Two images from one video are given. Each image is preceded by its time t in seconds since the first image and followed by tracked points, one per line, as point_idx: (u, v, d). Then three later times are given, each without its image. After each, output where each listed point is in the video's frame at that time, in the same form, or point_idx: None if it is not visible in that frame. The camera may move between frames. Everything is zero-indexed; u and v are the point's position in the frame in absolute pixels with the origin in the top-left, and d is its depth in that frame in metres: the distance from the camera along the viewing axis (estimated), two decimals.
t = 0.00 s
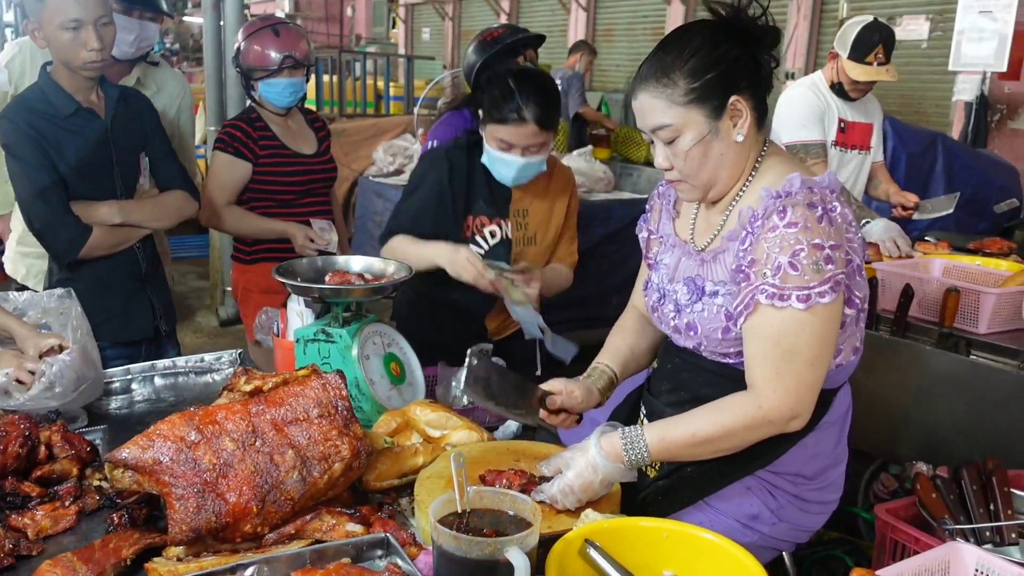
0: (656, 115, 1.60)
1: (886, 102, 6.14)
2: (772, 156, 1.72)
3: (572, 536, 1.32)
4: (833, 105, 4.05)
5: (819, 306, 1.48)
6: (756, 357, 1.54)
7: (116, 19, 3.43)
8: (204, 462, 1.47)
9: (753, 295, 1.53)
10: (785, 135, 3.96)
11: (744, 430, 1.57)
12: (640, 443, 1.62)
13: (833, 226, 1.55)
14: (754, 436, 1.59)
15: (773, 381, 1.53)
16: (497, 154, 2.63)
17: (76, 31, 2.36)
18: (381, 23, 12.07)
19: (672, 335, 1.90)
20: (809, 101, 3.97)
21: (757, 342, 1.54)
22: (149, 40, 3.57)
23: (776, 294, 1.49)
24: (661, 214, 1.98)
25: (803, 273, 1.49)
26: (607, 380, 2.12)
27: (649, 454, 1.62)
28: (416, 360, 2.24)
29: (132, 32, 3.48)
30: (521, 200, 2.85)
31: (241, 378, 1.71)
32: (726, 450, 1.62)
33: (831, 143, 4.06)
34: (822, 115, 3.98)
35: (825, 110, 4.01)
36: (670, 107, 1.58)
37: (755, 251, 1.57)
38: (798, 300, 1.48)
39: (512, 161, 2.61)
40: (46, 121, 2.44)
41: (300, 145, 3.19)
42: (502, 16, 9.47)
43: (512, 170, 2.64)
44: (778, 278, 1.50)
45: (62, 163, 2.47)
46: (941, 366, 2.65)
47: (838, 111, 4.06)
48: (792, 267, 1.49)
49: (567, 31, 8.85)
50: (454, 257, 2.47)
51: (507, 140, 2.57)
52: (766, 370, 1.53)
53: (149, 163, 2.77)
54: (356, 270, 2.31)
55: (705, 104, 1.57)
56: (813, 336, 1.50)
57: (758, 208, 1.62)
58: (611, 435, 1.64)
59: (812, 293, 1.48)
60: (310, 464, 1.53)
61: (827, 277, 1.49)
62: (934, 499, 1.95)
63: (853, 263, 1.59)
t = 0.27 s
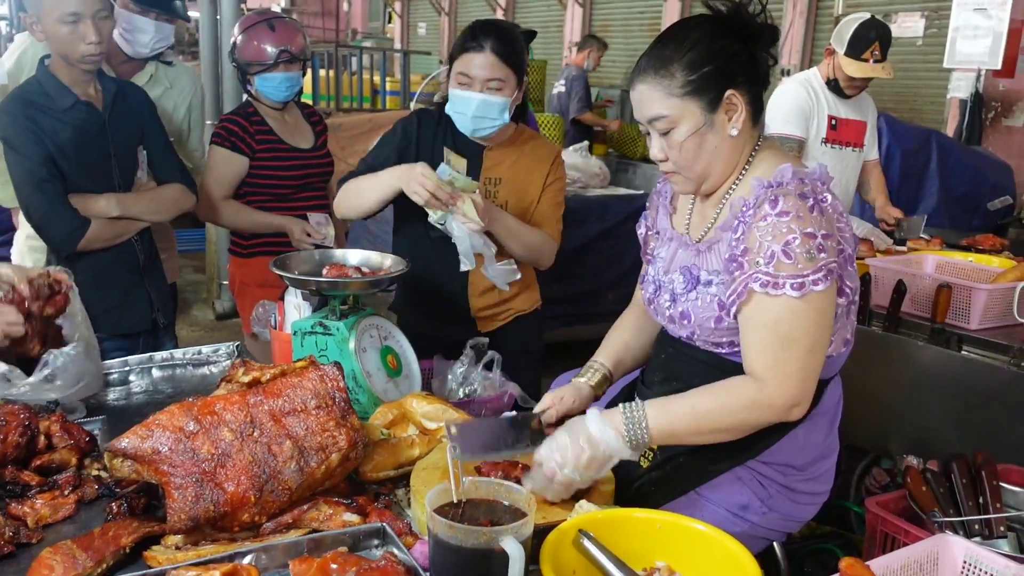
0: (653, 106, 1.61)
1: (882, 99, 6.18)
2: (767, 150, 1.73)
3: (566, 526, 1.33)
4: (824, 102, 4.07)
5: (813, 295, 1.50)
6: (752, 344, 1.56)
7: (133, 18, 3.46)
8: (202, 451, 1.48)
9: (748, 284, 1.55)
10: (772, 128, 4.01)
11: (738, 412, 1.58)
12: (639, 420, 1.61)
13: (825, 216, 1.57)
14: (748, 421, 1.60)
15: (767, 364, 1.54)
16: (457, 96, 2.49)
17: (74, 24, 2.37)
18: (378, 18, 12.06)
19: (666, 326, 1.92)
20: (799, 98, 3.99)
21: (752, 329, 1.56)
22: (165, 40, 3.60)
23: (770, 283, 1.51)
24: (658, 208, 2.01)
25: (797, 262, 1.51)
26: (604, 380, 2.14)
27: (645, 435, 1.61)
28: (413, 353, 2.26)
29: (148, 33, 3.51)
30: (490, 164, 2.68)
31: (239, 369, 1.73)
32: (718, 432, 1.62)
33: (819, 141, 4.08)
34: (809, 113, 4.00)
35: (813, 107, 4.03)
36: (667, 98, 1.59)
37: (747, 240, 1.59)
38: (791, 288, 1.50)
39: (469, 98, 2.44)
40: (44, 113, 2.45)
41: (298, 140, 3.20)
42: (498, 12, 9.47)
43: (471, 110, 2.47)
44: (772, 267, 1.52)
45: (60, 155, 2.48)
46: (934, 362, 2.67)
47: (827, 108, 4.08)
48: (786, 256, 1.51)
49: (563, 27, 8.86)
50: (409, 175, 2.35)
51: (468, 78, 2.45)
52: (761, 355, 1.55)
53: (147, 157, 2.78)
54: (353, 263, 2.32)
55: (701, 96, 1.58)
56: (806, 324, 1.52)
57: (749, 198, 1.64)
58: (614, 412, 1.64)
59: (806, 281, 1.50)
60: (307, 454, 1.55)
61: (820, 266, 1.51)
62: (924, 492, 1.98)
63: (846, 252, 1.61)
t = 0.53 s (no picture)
0: (649, 95, 1.66)
1: (885, 97, 6.18)
2: (761, 152, 1.74)
3: (560, 521, 1.35)
4: (819, 102, 4.07)
5: (745, 291, 1.51)
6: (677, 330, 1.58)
7: (145, 21, 3.46)
8: (202, 445, 1.50)
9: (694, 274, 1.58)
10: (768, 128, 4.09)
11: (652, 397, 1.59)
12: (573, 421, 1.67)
13: (785, 221, 1.57)
14: (662, 410, 1.59)
15: (677, 348, 1.55)
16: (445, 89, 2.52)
17: (78, 21, 2.38)
18: (381, 13, 12.06)
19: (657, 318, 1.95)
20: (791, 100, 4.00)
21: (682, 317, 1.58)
22: (176, 43, 3.60)
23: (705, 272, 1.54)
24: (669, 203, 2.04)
25: (734, 258, 1.52)
26: (621, 361, 2.26)
27: (577, 445, 1.63)
28: (412, 350, 2.27)
29: (160, 36, 3.51)
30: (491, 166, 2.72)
31: (239, 364, 1.75)
32: (639, 429, 1.62)
33: (813, 140, 4.11)
34: (803, 115, 4.03)
35: (807, 108, 4.04)
36: (661, 90, 1.64)
37: (708, 234, 1.62)
38: (725, 282, 1.51)
39: (459, 87, 2.48)
40: (47, 110, 2.46)
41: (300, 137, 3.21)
42: (501, 8, 9.48)
43: (459, 100, 2.50)
44: (711, 258, 1.54)
45: (62, 151, 2.49)
46: (936, 359, 2.68)
47: (823, 107, 4.08)
48: (726, 250, 1.53)
49: (566, 23, 8.86)
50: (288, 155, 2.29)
51: (458, 67, 2.51)
52: (678, 340, 1.56)
53: (149, 153, 2.79)
54: (352, 259, 2.34)
55: (693, 93, 1.61)
56: (732, 317, 1.52)
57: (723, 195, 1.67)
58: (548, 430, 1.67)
59: (740, 278, 1.51)
60: (306, 448, 1.57)
61: (758, 266, 1.52)
62: (917, 489, 2.01)
63: (801, 259, 1.61)
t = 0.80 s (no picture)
0: (653, 86, 1.72)
1: (897, 96, 6.14)
2: (753, 152, 1.73)
3: (562, 521, 1.35)
4: (824, 101, 4.05)
5: (734, 282, 1.51)
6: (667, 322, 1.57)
7: (155, 23, 3.50)
8: (207, 444, 1.52)
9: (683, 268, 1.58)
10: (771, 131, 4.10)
11: (643, 391, 1.58)
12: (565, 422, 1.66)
13: (769, 214, 1.58)
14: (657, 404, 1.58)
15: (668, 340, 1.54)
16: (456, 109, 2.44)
17: (89, 23, 2.41)
18: (393, 13, 12.10)
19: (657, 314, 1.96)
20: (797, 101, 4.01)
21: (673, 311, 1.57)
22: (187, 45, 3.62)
23: (695, 265, 1.54)
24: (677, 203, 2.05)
25: (722, 250, 1.52)
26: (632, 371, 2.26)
27: (567, 434, 1.63)
28: (418, 349, 2.28)
29: (171, 39, 3.54)
30: (514, 185, 2.65)
31: (246, 363, 1.77)
32: (631, 425, 1.61)
33: (818, 140, 4.09)
34: (809, 116, 4.03)
35: (811, 108, 4.02)
36: (664, 83, 1.69)
37: (697, 229, 1.62)
38: (714, 274, 1.51)
39: (472, 105, 2.42)
40: (58, 110, 2.48)
41: (309, 137, 3.24)
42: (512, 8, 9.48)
43: (470, 119, 2.43)
44: (700, 251, 1.54)
45: (73, 151, 2.52)
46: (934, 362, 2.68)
47: (827, 107, 4.05)
48: (715, 242, 1.54)
49: (578, 22, 8.84)
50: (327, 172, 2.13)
51: (468, 83, 2.44)
52: (668, 332, 1.55)
53: (159, 153, 2.81)
54: (359, 259, 2.35)
55: (692, 89, 1.66)
56: (722, 308, 1.52)
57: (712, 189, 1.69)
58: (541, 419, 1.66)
59: (728, 269, 1.51)
60: (310, 447, 1.58)
61: (747, 257, 1.53)
62: (921, 490, 1.99)
63: (788, 250, 1.61)
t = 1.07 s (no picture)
0: (669, 87, 1.74)
1: (928, 95, 6.04)
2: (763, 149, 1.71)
3: (577, 521, 1.35)
4: (847, 102, 4.00)
5: (737, 265, 1.51)
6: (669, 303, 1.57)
7: (183, 29, 3.59)
8: (228, 441, 1.55)
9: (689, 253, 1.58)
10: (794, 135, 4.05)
11: (642, 365, 1.58)
12: (545, 371, 1.69)
13: (773, 201, 1.59)
14: (658, 378, 1.59)
15: (670, 320, 1.54)
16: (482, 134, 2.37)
17: (118, 29, 2.48)
18: (421, 15, 12.17)
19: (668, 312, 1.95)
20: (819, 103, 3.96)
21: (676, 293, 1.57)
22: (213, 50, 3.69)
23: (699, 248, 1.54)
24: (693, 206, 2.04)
25: (727, 233, 1.53)
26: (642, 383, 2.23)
27: (548, 384, 1.68)
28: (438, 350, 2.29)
29: (197, 44, 3.62)
30: (540, 210, 2.60)
31: (267, 363, 1.80)
32: (628, 393, 1.63)
33: (843, 142, 4.07)
34: (832, 117, 3.98)
35: (834, 109, 3.98)
36: (680, 82, 1.71)
37: (701, 217, 1.63)
38: (717, 256, 1.51)
39: (497, 129, 2.35)
40: (88, 114, 2.55)
41: (333, 139, 3.28)
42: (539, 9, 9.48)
43: (495, 143, 2.36)
44: (705, 235, 1.55)
45: (102, 154, 2.58)
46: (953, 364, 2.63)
47: (851, 108, 4.01)
48: (719, 226, 1.54)
49: (605, 23, 8.82)
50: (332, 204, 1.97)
51: (495, 107, 2.36)
52: (670, 311, 1.55)
53: (186, 156, 2.87)
54: (380, 260, 2.37)
55: (706, 88, 1.67)
56: (725, 290, 1.51)
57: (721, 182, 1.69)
58: (524, 368, 1.72)
59: (732, 251, 1.51)
60: (328, 446, 1.60)
61: (751, 241, 1.53)
62: (940, 494, 1.93)
63: (792, 237, 1.60)
